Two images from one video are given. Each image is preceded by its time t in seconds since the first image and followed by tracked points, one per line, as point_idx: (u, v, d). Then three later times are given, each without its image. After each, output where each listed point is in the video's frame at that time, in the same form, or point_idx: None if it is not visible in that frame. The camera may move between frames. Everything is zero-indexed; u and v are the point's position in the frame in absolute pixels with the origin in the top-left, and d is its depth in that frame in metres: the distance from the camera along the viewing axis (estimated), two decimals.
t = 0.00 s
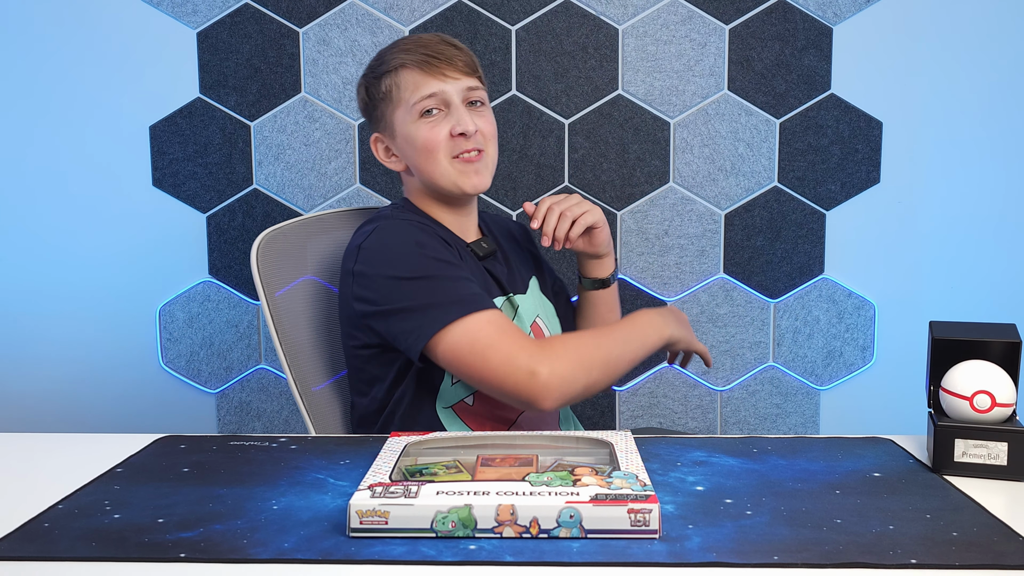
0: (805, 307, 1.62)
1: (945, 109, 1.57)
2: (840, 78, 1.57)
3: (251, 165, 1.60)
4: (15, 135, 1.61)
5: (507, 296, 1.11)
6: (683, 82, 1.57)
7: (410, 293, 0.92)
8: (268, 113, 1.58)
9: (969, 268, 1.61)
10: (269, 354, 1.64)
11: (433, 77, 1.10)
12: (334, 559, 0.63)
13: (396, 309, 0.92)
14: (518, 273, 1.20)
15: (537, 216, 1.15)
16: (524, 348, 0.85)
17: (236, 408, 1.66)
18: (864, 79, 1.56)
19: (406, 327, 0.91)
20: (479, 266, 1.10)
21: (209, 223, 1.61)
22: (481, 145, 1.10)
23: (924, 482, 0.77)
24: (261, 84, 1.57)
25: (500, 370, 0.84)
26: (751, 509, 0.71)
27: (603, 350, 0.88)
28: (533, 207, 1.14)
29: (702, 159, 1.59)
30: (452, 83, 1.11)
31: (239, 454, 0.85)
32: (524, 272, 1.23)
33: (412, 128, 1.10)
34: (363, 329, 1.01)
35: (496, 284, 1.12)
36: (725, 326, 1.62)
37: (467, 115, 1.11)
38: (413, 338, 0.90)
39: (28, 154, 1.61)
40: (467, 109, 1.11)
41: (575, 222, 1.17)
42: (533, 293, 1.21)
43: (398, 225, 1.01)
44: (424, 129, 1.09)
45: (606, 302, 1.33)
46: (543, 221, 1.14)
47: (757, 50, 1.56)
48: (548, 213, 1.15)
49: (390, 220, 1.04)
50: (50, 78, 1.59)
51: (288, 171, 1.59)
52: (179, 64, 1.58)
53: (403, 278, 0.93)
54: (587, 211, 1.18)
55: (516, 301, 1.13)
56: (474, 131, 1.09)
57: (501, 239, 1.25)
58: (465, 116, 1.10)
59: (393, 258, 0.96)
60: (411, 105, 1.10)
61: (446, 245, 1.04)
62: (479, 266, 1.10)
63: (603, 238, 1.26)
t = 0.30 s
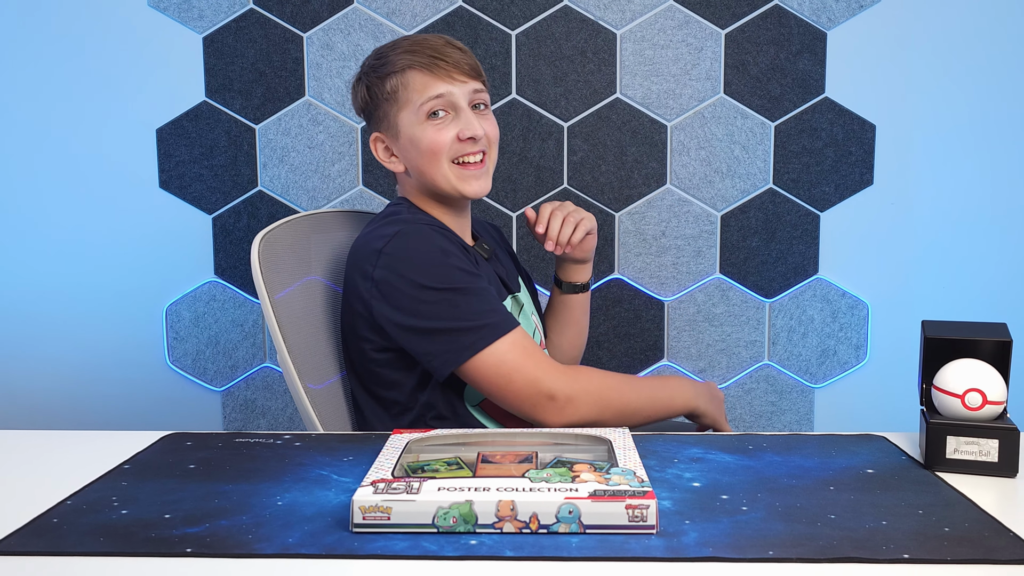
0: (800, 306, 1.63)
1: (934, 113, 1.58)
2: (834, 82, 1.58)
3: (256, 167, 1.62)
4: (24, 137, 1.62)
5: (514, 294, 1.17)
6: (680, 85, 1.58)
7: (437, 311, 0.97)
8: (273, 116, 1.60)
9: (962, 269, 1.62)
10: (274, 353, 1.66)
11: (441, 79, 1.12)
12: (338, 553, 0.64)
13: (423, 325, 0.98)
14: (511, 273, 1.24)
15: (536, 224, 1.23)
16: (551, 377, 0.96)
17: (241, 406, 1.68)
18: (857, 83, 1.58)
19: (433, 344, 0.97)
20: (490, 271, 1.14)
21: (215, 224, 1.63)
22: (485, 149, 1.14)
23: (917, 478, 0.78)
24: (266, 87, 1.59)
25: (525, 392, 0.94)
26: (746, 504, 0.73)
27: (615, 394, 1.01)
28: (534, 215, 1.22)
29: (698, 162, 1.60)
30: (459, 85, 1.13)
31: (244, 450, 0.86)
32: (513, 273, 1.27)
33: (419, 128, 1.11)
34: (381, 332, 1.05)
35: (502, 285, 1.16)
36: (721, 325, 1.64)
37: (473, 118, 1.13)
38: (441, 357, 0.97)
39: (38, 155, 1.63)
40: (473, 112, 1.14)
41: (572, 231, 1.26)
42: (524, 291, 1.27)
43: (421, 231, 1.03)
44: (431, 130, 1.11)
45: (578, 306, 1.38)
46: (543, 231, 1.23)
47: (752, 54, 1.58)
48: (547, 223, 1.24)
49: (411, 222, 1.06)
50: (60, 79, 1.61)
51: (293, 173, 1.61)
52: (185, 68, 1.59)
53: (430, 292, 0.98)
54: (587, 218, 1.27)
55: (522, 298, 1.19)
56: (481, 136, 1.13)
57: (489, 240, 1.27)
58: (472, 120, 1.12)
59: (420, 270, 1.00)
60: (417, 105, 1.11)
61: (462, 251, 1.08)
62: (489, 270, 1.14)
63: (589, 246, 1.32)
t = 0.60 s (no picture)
0: (795, 306, 1.65)
1: (926, 115, 1.60)
2: (828, 85, 1.59)
3: (261, 169, 1.63)
4: (34, 139, 1.64)
5: (520, 296, 1.19)
6: (677, 89, 1.60)
7: (451, 313, 1.00)
8: (278, 119, 1.62)
9: (956, 269, 1.64)
10: (278, 351, 1.68)
11: (462, 88, 1.14)
12: (341, 548, 0.65)
13: (436, 328, 1.00)
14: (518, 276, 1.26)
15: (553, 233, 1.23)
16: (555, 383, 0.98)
17: (246, 404, 1.70)
18: (851, 86, 1.59)
19: (445, 347, 0.99)
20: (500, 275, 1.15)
21: (220, 226, 1.65)
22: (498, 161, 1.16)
23: (909, 475, 0.80)
24: (270, 91, 1.61)
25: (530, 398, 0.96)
26: (742, 500, 0.74)
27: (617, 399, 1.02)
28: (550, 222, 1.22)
29: (695, 164, 1.62)
30: (479, 97, 1.14)
31: (249, 447, 0.88)
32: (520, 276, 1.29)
33: (435, 135, 1.13)
34: (393, 332, 1.07)
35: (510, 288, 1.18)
36: (717, 324, 1.65)
37: (490, 130, 1.14)
38: (453, 359, 0.99)
39: (49, 156, 1.64)
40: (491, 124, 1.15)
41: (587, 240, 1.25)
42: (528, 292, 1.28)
43: (434, 233, 1.05)
44: (447, 139, 1.13)
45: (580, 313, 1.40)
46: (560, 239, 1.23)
47: (748, 58, 1.59)
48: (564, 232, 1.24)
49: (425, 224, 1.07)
50: (68, 82, 1.62)
51: (297, 175, 1.63)
52: (190, 72, 1.61)
53: (443, 295, 1.00)
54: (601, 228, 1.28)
55: (527, 299, 1.21)
56: (496, 149, 1.14)
57: (497, 244, 1.29)
58: (488, 132, 1.14)
59: (434, 274, 1.01)
60: (436, 112, 1.13)
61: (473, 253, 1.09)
62: (500, 273, 1.15)
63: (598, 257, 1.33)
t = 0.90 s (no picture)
0: (790, 306, 1.66)
1: (919, 118, 1.61)
2: (823, 89, 1.61)
3: (265, 171, 1.65)
4: (43, 142, 1.65)
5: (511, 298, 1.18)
6: (674, 93, 1.61)
7: (410, 303, 1.01)
8: (282, 122, 1.64)
9: (950, 270, 1.65)
10: (282, 350, 1.69)
11: (473, 95, 1.15)
12: (344, 544, 0.66)
13: (400, 319, 1.01)
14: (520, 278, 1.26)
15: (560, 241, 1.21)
16: (506, 374, 0.93)
17: (251, 402, 1.71)
18: (846, 90, 1.61)
19: (407, 337, 1.00)
20: (484, 274, 1.16)
21: (225, 227, 1.66)
22: (500, 168, 1.17)
23: (902, 471, 0.81)
24: (274, 95, 1.63)
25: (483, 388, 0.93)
26: (738, 497, 0.75)
27: (583, 381, 0.93)
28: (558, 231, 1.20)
29: (692, 166, 1.63)
30: (488, 104, 1.16)
31: (253, 445, 0.89)
32: (526, 279, 1.29)
33: (442, 137, 1.16)
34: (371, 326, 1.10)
35: (501, 289, 1.18)
36: (713, 324, 1.66)
37: (495, 137, 1.16)
38: (413, 349, 0.99)
39: (56, 159, 1.66)
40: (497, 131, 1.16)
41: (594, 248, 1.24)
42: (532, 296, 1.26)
43: (405, 231, 1.09)
44: (453, 141, 1.15)
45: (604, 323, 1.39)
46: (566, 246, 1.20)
47: (743, 62, 1.61)
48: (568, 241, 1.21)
49: (401, 225, 1.12)
50: (76, 85, 1.64)
51: (300, 177, 1.65)
52: (196, 76, 1.63)
53: (406, 287, 1.02)
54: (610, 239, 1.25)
55: (518, 303, 1.20)
56: (498, 155, 1.15)
57: (510, 247, 1.30)
58: (493, 138, 1.15)
59: (400, 267, 1.04)
60: (444, 114, 1.16)
61: (446, 252, 1.11)
62: (484, 272, 1.16)
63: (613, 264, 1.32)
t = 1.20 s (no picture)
0: (785, 305, 1.68)
1: (913, 121, 1.63)
2: (817, 93, 1.63)
3: (270, 173, 1.66)
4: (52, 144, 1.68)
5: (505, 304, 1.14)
6: (671, 96, 1.63)
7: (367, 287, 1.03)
8: (286, 125, 1.65)
9: (945, 271, 1.67)
10: (287, 349, 1.70)
11: (487, 92, 1.18)
12: (347, 539, 0.67)
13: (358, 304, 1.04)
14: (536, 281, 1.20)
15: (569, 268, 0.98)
16: (375, 353, 0.90)
17: (255, 400, 1.73)
18: (841, 93, 1.62)
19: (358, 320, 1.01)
20: (475, 279, 1.15)
21: (230, 228, 1.68)
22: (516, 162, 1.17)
23: (895, 468, 0.83)
24: (278, 98, 1.64)
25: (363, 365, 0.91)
26: (734, 493, 0.76)
27: (450, 348, 0.87)
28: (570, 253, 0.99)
29: (689, 169, 1.65)
30: (502, 101, 1.18)
31: (258, 442, 0.91)
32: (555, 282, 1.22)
33: (459, 135, 1.19)
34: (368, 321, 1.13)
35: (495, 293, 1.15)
36: (710, 323, 1.68)
37: (508, 132, 1.17)
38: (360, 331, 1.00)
39: (63, 162, 1.68)
40: (511, 126, 1.18)
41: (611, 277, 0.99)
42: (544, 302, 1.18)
43: (397, 230, 1.13)
44: (468, 136, 1.18)
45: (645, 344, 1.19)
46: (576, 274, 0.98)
47: (739, 67, 1.62)
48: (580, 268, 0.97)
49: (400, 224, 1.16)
50: (83, 89, 1.66)
51: (304, 179, 1.66)
52: (201, 80, 1.65)
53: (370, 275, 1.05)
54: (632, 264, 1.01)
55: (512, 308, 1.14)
56: (510, 148, 1.16)
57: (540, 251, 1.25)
58: (506, 132, 1.17)
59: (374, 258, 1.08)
60: (461, 114, 1.19)
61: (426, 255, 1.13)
62: (478, 277, 1.15)
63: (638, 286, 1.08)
